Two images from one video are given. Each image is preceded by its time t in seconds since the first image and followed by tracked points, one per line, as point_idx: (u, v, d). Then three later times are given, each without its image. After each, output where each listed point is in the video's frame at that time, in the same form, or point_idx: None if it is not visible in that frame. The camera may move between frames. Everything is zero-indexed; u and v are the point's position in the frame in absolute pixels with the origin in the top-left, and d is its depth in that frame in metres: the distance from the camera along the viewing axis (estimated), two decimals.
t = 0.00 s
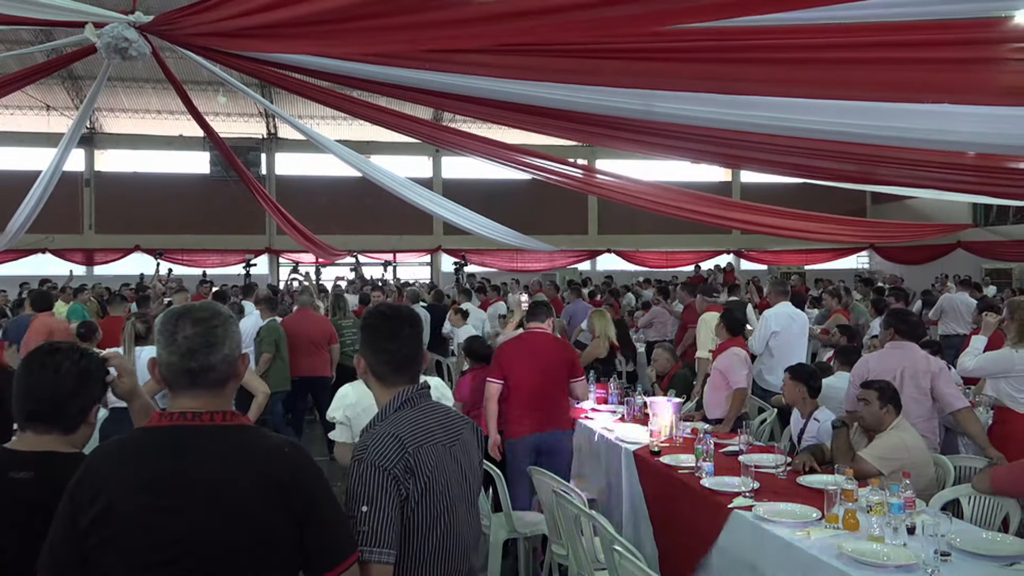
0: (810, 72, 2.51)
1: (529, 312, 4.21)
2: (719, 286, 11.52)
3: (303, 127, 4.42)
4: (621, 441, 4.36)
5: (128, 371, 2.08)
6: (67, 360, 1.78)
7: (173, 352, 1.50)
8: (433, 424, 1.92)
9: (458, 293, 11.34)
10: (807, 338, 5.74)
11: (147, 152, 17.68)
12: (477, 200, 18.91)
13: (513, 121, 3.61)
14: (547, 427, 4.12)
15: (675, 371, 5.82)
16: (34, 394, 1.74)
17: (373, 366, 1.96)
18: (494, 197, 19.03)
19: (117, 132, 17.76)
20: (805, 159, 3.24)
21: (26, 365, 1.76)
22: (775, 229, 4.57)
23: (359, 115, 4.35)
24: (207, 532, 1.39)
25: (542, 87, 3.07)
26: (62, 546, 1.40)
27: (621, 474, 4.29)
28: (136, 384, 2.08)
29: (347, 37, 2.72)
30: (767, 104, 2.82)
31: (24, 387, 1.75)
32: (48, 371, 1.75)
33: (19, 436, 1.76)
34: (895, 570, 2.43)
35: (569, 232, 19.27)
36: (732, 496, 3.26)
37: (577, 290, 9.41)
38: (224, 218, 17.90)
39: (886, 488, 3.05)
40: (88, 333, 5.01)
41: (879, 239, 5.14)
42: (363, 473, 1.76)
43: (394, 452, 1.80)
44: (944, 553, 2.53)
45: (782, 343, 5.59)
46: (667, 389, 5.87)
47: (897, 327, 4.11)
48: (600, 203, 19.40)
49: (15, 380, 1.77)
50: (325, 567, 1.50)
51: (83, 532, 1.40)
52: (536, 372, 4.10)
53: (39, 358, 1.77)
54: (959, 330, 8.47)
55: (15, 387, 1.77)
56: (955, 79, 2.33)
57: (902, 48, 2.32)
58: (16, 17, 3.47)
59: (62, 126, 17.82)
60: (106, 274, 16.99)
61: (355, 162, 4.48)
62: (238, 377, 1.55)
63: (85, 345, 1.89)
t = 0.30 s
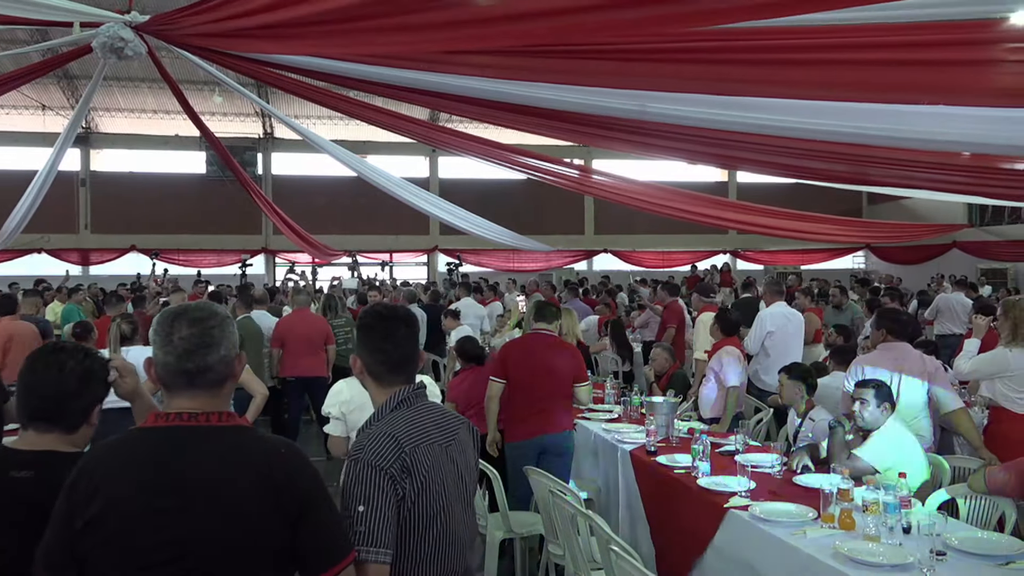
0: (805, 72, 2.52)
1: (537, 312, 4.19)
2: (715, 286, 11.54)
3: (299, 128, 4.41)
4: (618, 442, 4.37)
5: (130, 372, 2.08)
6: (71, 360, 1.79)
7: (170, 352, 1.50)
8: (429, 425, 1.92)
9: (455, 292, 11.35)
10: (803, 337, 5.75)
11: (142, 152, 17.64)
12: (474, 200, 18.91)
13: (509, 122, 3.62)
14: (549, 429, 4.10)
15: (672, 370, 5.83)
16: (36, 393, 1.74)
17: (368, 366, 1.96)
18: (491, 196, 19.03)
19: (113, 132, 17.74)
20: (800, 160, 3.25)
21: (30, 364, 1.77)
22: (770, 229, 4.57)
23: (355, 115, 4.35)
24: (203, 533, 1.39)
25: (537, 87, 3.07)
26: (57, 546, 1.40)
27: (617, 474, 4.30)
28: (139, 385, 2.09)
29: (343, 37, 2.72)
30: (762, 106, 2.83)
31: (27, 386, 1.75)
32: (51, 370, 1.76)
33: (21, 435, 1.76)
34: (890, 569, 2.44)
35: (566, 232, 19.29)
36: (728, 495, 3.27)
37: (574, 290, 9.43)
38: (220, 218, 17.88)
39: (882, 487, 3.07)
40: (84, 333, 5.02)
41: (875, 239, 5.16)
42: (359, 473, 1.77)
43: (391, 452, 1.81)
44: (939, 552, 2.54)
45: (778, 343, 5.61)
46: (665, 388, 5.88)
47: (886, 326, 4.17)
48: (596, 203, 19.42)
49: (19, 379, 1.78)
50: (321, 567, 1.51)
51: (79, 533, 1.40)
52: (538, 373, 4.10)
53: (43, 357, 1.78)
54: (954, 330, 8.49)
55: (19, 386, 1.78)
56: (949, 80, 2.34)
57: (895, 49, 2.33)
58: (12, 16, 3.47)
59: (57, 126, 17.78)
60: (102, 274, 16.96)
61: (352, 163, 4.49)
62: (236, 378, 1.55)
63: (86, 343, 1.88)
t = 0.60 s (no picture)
0: (802, 72, 2.52)
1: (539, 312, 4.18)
2: (712, 286, 11.54)
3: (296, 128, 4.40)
4: (615, 442, 4.37)
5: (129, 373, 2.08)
6: (72, 360, 1.79)
7: (167, 352, 1.50)
8: (426, 424, 1.92)
9: (452, 292, 11.34)
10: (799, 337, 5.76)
11: (138, 151, 17.61)
12: (471, 200, 18.90)
13: (506, 121, 3.62)
14: (552, 430, 4.11)
15: (670, 370, 5.83)
16: (37, 392, 1.74)
17: (366, 366, 1.96)
18: (488, 196, 19.03)
19: (109, 131, 17.72)
20: (797, 160, 3.25)
21: (32, 364, 1.78)
22: (768, 229, 4.58)
23: (353, 115, 4.35)
24: (199, 534, 1.39)
25: (535, 87, 3.07)
26: (53, 546, 1.40)
27: (615, 474, 4.29)
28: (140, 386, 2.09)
29: (340, 37, 2.72)
30: (759, 107, 2.83)
31: (28, 387, 1.76)
32: (53, 371, 1.77)
33: (21, 435, 1.76)
34: (886, 569, 2.45)
35: (563, 232, 19.28)
36: (725, 495, 3.27)
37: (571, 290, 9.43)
38: (217, 218, 17.84)
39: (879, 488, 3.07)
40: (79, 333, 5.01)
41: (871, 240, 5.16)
42: (357, 473, 1.77)
43: (389, 452, 1.81)
44: (935, 552, 2.55)
45: (774, 343, 5.61)
46: (662, 388, 5.88)
47: (886, 330, 4.08)
48: (593, 203, 19.43)
49: (20, 380, 1.79)
50: (319, 567, 1.51)
51: (75, 534, 1.40)
52: (538, 376, 4.10)
53: (44, 358, 1.79)
54: (951, 330, 8.50)
55: (20, 387, 1.78)
56: (947, 79, 2.34)
57: (893, 49, 2.33)
58: (8, 16, 3.46)
59: (53, 125, 17.75)
60: (98, 274, 16.94)
61: (348, 163, 4.48)
62: (232, 378, 1.55)
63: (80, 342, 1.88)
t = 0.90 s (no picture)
0: (797, 74, 2.53)
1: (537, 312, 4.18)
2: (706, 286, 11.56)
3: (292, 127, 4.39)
4: (610, 442, 4.38)
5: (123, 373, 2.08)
6: (65, 360, 1.80)
7: (163, 352, 1.49)
8: (422, 424, 1.92)
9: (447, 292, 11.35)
10: (794, 337, 5.76)
11: (133, 151, 17.57)
12: (466, 200, 18.91)
13: (502, 121, 3.61)
14: (550, 430, 4.11)
15: (665, 370, 5.84)
16: (30, 393, 1.74)
17: (364, 364, 1.96)
18: (483, 197, 19.04)
19: (103, 131, 17.68)
20: (792, 160, 3.25)
21: (25, 364, 1.79)
22: (762, 229, 4.59)
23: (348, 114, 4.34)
24: (196, 534, 1.39)
25: (531, 87, 3.06)
26: (49, 547, 1.39)
27: (610, 474, 4.30)
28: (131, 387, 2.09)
29: (336, 36, 2.72)
30: (754, 107, 2.83)
31: (21, 387, 1.76)
32: (46, 371, 1.77)
33: (14, 437, 1.75)
34: (880, 568, 2.46)
35: (558, 232, 19.30)
36: (720, 495, 3.28)
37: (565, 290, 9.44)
38: (213, 219, 17.81)
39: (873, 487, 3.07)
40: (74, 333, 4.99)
41: (866, 239, 5.17)
42: (354, 473, 1.77)
43: (385, 451, 1.81)
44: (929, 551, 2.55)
45: (769, 342, 5.62)
46: (658, 387, 5.88)
47: (879, 327, 4.13)
48: (588, 203, 19.44)
49: (12, 381, 1.79)
50: (315, 566, 1.51)
51: (70, 535, 1.40)
52: (534, 376, 4.09)
53: (37, 358, 1.79)
54: (945, 329, 8.53)
55: (12, 388, 1.78)
56: (941, 81, 2.35)
57: (887, 49, 2.34)
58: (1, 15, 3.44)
59: (47, 125, 17.70)
60: (92, 274, 16.89)
61: (344, 163, 4.48)
62: (227, 378, 1.55)
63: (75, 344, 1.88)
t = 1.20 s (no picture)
0: (790, 74, 2.53)
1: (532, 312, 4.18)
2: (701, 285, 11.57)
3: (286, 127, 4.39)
4: (605, 442, 4.37)
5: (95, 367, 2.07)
6: (51, 360, 1.79)
7: (157, 353, 1.49)
8: (418, 424, 1.92)
9: (442, 292, 11.34)
10: (788, 337, 5.77)
11: (126, 151, 17.51)
12: (460, 200, 18.89)
13: (497, 122, 3.62)
14: (545, 430, 4.10)
15: (660, 369, 5.84)
16: (19, 392, 1.73)
17: (363, 364, 1.96)
18: (478, 197, 19.03)
19: (97, 130, 17.61)
20: (786, 160, 3.26)
21: (10, 365, 1.77)
22: (757, 229, 4.60)
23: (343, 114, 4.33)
24: (192, 534, 1.39)
25: (525, 87, 3.07)
26: (41, 548, 1.39)
27: (604, 474, 4.30)
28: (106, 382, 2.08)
29: (332, 35, 2.72)
30: (747, 108, 2.84)
31: (8, 386, 1.75)
32: (33, 371, 1.76)
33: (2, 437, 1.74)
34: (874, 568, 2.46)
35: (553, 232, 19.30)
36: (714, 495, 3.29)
37: (559, 290, 9.43)
38: (206, 219, 17.76)
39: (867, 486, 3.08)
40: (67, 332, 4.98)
41: (860, 239, 5.19)
42: (350, 473, 1.77)
43: (381, 451, 1.81)
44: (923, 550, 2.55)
45: (762, 342, 5.63)
46: (652, 387, 5.89)
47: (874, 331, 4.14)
48: (583, 203, 19.45)
49: None
50: (311, 566, 1.51)
51: (64, 536, 1.39)
52: (530, 377, 4.09)
53: (23, 358, 1.78)
54: (939, 329, 8.55)
55: None
56: (934, 80, 2.36)
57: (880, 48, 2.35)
58: None
59: (40, 124, 17.63)
60: (85, 274, 16.83)
61: (339, 163, 4.47)
62: (222, 378, 1.54)
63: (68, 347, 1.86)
